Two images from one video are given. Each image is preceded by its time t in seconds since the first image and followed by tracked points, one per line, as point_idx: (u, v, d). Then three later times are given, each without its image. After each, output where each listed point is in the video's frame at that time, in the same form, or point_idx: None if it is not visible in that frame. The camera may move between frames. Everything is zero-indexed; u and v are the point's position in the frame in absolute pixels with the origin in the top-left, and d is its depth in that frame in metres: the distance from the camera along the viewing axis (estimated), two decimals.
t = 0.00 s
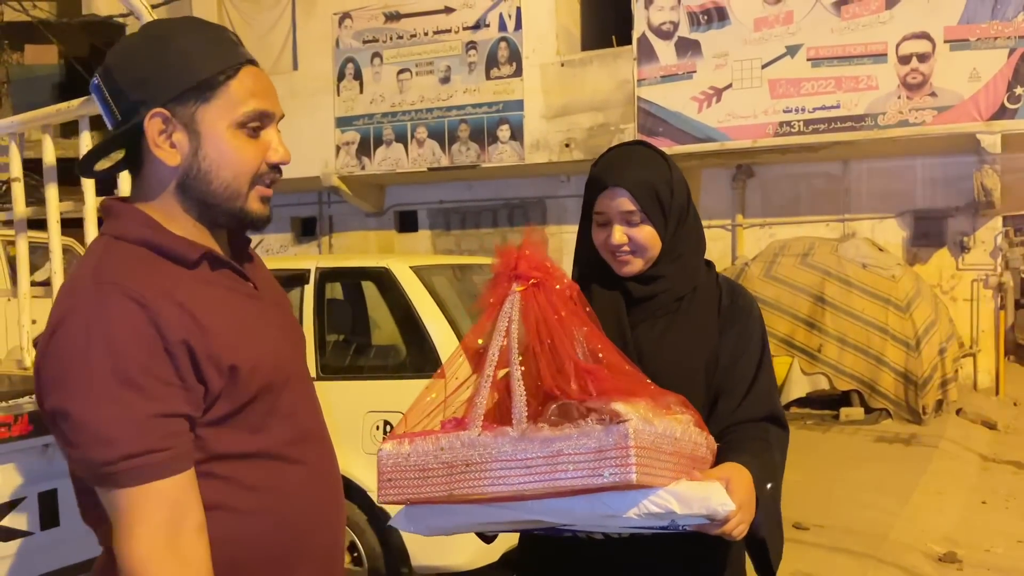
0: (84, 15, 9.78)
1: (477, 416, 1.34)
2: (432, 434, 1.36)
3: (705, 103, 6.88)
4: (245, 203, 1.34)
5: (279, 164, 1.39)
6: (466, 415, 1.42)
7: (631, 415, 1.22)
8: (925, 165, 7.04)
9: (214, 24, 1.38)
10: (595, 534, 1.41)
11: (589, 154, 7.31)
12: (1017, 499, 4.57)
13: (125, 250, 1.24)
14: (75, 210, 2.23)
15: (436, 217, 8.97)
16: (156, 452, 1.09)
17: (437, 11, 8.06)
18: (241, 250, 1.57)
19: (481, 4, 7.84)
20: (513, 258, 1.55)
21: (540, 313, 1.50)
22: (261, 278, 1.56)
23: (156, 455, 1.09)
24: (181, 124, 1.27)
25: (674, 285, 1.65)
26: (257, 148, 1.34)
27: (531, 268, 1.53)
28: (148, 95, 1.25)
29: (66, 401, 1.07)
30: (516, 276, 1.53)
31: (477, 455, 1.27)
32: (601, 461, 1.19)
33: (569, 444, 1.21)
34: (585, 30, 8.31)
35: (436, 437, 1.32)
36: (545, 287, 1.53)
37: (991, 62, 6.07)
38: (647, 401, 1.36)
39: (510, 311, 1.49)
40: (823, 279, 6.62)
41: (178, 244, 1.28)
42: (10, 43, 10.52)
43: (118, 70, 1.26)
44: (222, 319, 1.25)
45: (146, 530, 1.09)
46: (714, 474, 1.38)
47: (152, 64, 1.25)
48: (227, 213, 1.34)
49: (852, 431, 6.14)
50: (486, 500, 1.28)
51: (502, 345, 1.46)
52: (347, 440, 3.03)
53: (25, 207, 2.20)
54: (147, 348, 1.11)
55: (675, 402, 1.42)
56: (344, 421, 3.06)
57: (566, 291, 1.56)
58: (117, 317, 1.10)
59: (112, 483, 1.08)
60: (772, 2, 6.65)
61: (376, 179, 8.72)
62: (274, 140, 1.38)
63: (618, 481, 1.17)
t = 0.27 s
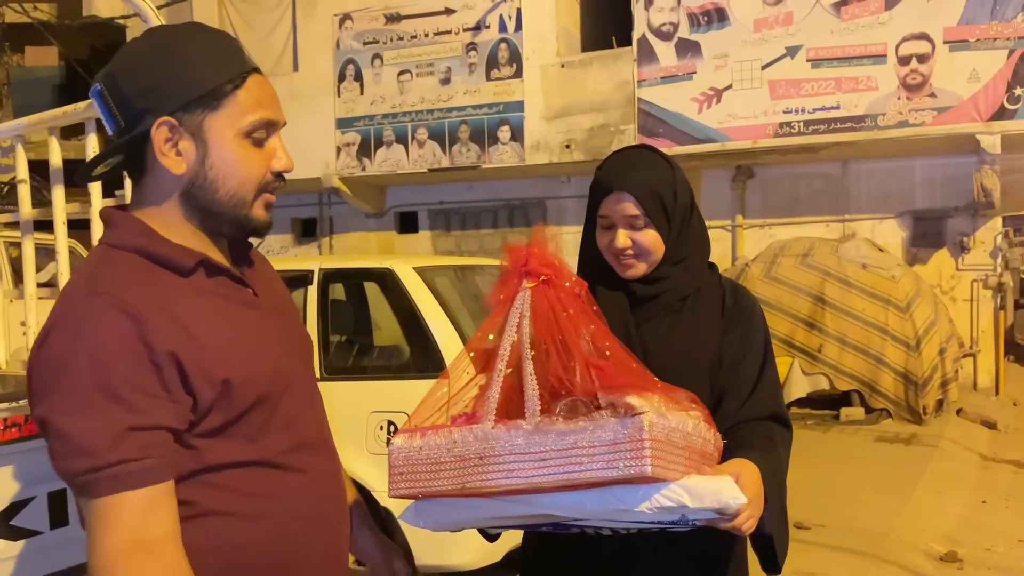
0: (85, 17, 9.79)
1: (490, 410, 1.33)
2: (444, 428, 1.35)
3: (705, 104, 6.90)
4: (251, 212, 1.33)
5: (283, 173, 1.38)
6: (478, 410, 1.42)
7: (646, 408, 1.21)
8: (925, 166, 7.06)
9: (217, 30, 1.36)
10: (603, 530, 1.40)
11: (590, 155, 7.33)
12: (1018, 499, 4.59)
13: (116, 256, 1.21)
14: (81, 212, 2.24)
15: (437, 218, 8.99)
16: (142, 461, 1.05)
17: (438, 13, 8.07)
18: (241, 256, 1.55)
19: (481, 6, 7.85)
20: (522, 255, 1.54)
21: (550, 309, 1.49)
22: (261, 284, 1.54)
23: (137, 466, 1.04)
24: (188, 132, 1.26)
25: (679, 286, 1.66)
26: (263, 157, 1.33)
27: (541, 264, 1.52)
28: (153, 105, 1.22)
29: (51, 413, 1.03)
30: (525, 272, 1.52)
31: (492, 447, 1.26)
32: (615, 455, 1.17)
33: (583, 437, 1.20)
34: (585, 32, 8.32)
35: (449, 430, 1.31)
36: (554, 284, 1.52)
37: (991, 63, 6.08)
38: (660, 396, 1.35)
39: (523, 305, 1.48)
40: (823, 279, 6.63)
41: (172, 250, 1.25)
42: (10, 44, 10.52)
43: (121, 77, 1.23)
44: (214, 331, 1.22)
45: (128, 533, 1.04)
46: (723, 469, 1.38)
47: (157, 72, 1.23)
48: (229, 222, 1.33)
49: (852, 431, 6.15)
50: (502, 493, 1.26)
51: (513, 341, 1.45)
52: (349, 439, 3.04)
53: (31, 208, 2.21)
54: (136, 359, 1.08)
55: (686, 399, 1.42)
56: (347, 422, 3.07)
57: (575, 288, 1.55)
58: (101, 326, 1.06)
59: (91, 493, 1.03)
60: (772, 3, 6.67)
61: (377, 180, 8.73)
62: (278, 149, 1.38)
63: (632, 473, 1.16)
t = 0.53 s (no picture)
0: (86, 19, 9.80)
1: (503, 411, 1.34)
2: (456, 430, 1.33)
3: (706, 104, 6.91)
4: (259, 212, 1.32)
5: (287, 173, 1.37)
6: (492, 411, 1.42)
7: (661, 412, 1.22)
8: (925, 165, 7.07)
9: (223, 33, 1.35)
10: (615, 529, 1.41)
11: (591, 155, 7.34)
12: (1019, 497, 4.60)
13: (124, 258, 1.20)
14: (88, 213, 2.25)
15: (438, 219, 9.00)
16: (157, 436, 0.99)
17: (438, 13, 8.08)
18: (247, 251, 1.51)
19: (482, 6, 7.86)
20: (533, 255, 1.52)
21: (560, 311, 1.49)
22: (268, 281, 1.52)
23: (150, 439, 0.98)
24: (196, 132, 1.24)
25: (684, 286, 1.67)
26: (269, 157, 1.31)
27: (552, 265, 1.50)
28: (161, 104, 1.21)
29: (59, 398, 0.99)
30: (536, 273, 1.50)
31: (508, 449, 1.25)
32: (632, 457, 1.18)
33: (600, 439, 1.20)
34: (585, 32, 8.33)
35: (463, 432, 1.30)
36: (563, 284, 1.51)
37: (991, 62, 6.10)
38: (673, 397, 1.36)
39: (534, 307, 1.47)
40: (824, 279, 6.64)
41: (179, 249, 1.25)
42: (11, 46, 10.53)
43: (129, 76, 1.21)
44: (221, 325, 1.21)
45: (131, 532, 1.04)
46: (735, 468, 1.40)
47: (166, 71, 1.21)
48: (238, 220, 1.31)
49: (854, 430, 6.17)
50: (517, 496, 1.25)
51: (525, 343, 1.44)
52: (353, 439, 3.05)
53: (39, 210, 2.22)
54: (141, 342, 1.05)
55: (696, 399, 1.43)
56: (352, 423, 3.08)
57: (583, 289, 1.55)
58: (110, 315, 1.05)
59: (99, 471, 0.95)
60: (772, 4, 6.68)
61: (378, 181, 8.74)
62: (283, 149, 1.36)
63: (650, 476, 1.16)
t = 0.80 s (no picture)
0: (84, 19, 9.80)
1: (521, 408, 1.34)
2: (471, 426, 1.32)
3: (705, 102, 6.92)
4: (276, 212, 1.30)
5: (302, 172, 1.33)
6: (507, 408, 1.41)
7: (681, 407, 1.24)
8: (924, 162, 7.09)
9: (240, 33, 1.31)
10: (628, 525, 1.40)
11: (591, 154, 7.35)
12: (1020, 494, 4.62)
13: (157, 249, 1.17)
14: (94, 213, 2.26)
15: (437, 218, 9.01)
16: (228, 427, 1.00)
17: (437, 13, 8.09)
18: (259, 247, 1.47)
19: (481, 6, 7.86)
20: (545, 253, 1.53)
21: (573, 307, 1.49)
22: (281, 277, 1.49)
23: (224, 430, 0.99)
24: (213, 129, 1.20)
25: (688, 283, 1.68)
26: (284, 155, 1.27)
27: (565, 263, 1.51)
28: (180, 100, 1.18)
29: (128, 388, 0.97)
30: (549, 270, 1.51)
31: (529, 445, 1.26)
32: (655, 451, 1.20)
33: (622, 434, 1.22)
34: (584, 32, 8.33)
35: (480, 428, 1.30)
36: (577, 281, 1.51)
37: (989, 60, 6.11)
38: (688, 392, 1.38)
39: (549, 306, 1.48)
40: (824, 277, 6.65)
41: (206, 240, 1.21)
42: (10, 47, 10.53)
43: (149, 71, 1.19)
44: (268, 311, 1.21)
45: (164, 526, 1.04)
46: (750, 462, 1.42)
47: (187, 67, 1.19)
48: (252, 215, 1.27)
49: (854, 428, 6.18)
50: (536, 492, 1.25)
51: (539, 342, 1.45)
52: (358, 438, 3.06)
53: (44, 210, 2.22)
54: (205, 331, 1.05)
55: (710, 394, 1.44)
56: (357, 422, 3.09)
57: (596, 286, 1.55)
58: (172, 303, 1.04)
59: (172, 461, 0.95)
60: (771, 2, 6.69)
61: (377, 180, 8.75)
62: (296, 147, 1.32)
63: (673, 470, 1.18)
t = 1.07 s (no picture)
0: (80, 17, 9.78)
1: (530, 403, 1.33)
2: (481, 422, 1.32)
3: (703, 99, 6.94)
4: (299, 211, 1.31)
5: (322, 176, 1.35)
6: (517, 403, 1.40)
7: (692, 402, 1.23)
8: (921, 159, 7.11)
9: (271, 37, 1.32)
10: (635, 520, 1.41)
11: (588, 152, 7.35)
12: (1017, 489, 4.64)
13: (190, 239, 1.18)
14: (94, 212, 2.26)
15: (435, 216, 9.01)
16: (280, 414, 1.03)
17: (434, 11, 8.08)
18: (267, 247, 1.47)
19: (478, 3, 7.86)
20: (551, 250, 1.53)
21: (580, 303, 1.49)
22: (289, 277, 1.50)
23: (277, 416, 1.02)
24: (249, 126, 1.21)
25: (690, 280, 1.69)
26: (311, 158, 1.29)
27: (570, 259, 1.52)
28: (222, 97, 1.18)
29: (186, 373, 0.99)
30: (555, 266, 1.51)
31: (539, 440, 1.25)
32: (667, 444, 1.20)
33: (632, 429, 1.21)
34: (581, 29, 8.32)
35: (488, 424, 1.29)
36: (582, 277, 1.52)
37: (986, 57, 6.12)
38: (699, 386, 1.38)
39: (556, 299, 1.46)
40: (820, 273, 6.67)
41: (234, 233, 1.22)
42: (6, 46, 10.50)
43: (188, 66, 1.18)
44: (296, 304, 1.25)
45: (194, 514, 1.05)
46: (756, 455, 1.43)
47: (227, 66, 1.19)
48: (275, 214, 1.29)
49: (852, 424, 6.19)
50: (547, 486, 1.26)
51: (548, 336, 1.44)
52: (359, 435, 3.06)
53: (45, 209, 2.23)
54: (255, 320, 1.09)
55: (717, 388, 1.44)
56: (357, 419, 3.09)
57: (600, 283, 1.56)
58: (226, 291, 1.08)
59: (225, 445, 0.98)
60: None
61: (375, 178, 8.74)
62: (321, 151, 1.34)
63: (685, 463, 1.18)
